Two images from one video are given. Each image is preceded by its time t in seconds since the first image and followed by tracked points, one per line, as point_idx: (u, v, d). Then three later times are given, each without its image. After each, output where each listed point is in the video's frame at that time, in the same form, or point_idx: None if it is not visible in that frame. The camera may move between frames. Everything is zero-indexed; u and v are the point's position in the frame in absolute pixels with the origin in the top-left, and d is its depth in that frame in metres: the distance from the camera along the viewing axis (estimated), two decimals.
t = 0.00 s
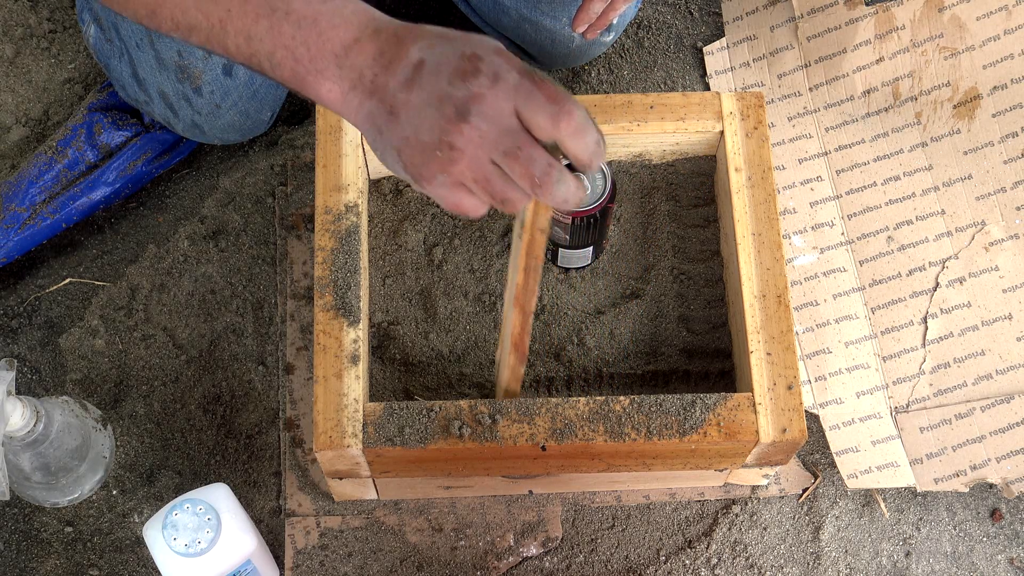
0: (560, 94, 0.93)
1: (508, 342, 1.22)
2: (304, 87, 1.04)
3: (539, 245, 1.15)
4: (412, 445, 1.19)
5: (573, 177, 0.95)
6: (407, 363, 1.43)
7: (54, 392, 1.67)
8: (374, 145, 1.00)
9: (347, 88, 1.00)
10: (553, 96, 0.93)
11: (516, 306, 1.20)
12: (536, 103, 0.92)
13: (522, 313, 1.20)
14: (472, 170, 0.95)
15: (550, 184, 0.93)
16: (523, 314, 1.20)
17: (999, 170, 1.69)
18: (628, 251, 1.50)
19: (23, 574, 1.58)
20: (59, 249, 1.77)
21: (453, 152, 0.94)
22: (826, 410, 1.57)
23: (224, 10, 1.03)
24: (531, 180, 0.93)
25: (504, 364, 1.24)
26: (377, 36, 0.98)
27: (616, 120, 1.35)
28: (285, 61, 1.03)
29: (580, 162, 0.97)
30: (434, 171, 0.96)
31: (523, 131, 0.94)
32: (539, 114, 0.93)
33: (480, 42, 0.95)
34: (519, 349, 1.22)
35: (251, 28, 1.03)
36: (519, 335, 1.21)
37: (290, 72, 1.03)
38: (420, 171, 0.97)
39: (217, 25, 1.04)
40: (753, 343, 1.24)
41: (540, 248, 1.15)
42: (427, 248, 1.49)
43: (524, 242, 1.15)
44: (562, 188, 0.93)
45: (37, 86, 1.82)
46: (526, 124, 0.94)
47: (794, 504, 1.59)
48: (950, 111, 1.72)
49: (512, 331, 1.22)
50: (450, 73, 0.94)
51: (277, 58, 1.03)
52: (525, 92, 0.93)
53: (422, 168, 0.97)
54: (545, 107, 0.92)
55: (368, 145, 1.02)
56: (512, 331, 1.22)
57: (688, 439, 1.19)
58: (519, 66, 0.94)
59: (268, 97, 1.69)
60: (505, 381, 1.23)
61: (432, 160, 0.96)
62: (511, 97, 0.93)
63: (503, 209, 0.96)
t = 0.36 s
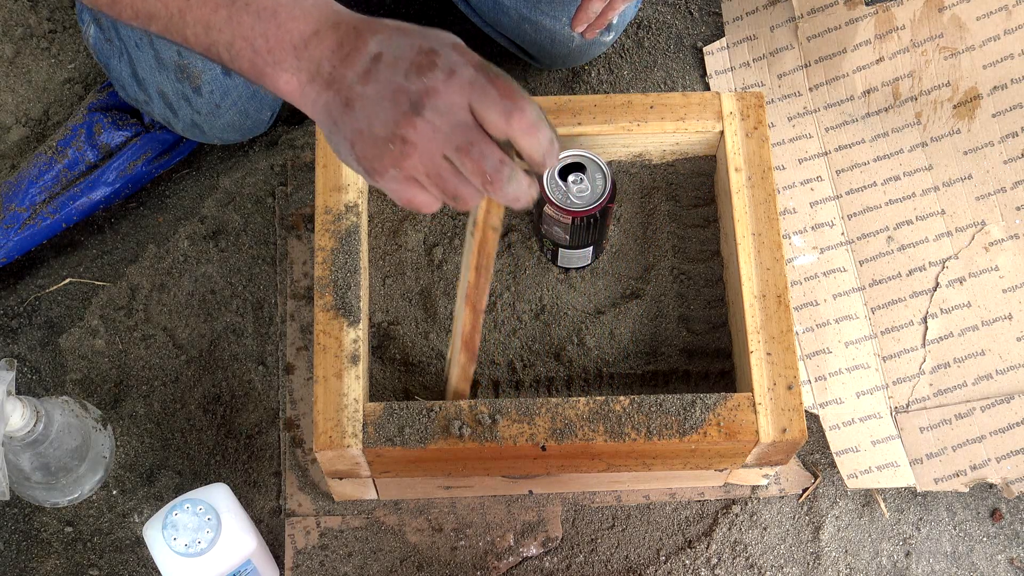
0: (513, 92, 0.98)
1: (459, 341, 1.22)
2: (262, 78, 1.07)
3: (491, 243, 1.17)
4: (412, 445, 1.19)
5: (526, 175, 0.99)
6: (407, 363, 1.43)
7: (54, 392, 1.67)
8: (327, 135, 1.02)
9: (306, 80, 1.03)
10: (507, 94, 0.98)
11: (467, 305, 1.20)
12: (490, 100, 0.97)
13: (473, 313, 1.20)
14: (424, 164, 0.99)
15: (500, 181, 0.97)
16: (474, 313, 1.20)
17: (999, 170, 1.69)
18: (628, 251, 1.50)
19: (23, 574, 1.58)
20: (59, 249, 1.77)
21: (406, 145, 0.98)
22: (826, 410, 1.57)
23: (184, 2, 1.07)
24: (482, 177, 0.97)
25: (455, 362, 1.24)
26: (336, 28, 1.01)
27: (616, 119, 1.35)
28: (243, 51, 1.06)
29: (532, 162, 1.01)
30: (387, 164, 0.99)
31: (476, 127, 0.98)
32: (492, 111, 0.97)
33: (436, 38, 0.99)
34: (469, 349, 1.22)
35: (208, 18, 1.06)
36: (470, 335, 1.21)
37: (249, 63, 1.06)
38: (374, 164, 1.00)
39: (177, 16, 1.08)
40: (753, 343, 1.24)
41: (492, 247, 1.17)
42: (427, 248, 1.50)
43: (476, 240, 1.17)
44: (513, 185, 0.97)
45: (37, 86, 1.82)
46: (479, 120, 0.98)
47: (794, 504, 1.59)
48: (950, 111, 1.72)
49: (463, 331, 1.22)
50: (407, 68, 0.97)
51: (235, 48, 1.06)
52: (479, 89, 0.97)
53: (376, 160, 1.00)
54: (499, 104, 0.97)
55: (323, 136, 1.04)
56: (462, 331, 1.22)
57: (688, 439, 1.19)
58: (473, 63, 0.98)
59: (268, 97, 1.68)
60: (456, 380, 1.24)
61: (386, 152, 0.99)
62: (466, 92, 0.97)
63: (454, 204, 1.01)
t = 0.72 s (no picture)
0: (471, 89, 0.98)
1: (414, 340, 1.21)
2: (222, 72, 1.07)
3: (447, 241, 1.11)
4: (412, 445, 1.19)
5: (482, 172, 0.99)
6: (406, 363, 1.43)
7: (54, 393, 1.67)
8: (285, 130, 1.03)
9: (265, 75, 1.04)
10: (464, 90, 0.98)
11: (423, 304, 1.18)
12: (446, 96, 0.98)
13: (428, 313, 1.18)
14: (380, 160, 0.99)
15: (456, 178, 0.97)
16: (429, 312, 1.19)
17: (999, 170, 1.69)
18: (628, 251, 1.50)
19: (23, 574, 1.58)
20: (59, 249, 1.76)
21: (362, 141, 0.98)
22: (826, 410, 1.57)
23: None
24: (438, 173, 0.97)
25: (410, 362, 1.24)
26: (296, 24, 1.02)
27: (616, 119, 1.35)
28: (203, 44, 1.06)
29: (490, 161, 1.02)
30: (343, 160, 1.00)
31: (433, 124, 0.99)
32: (449, 106, 0.98)
33: (395, 34, 1.00)
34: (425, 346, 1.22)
35: (170, 9, 1.06)
36: (424, 334, 1.21)
37: (209, 56, 1.07)
38: (330, 159, 1.00)
39: (139, 7, 1.08)
40: (752, 343, 1.24)
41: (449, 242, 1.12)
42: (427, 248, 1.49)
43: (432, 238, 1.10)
44: (469, 182, 0.97)
45: (37, 86, 1.82)
46: (436, 118, 0.98)
47: (794, 504, 1.59)
48: (950, 111, 1.72)
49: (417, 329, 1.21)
50: (364, 64, 0.98)
51: (197, 40, 1.06)
52: (436, 85, 0.97)
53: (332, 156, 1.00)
54: (455, 100, 0.98)
55: (283, 131, 1.05)
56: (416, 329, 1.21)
57: (688, 439, 1.19)
58: (431, 58, 0.99)
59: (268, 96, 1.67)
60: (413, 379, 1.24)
61: (341, 148, 0.99)
62: (422, 88, 0.97)
63: (411, 200, 1.01)
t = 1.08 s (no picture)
0: (447, 98, 0.98)
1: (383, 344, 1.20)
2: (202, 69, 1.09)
3: (419, 247, 1.12)
4: (412, 445, 1.19)
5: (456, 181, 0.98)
6: (406, 362, 1.43)
7: (54, 393, 1.67)
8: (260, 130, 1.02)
9: (240, 74, 1.05)
10: (442, 101, 0.97)
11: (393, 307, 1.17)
12: (423, 105, 0.97)
13: (399, 316, 1.18)
14: (353, 165, 0.98)
15: (430, 186, 0.96)
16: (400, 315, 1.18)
17: (998, 170, 1.69)
18: (628, 251, 1.50)
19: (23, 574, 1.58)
20: (59, 249, 1.76)
21: (336, 145, 0.97)
22: (826, 410, 1.57)
23: None
24: (411, 180, 0.96)
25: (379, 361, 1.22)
26: (275, 25, 1.03)
27: (616, 119, 1.35)
28: (179, 41, 1.09)
29: (465, 171, 1.02)
30: (316, 164, 0.98)
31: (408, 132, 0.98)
32: (424, 115, 0.97)
33: (374, 38, 0.99)
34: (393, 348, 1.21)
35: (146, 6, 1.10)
36: (395, 336, 1.20)
37: (185, 53, 1.10)
38: (303, 163, 0.99)
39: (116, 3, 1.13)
40: (752, 343, 1.24)
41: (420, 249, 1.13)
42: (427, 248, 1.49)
43: (404, 244, 1.11)
44: (443, 192, 0.96)
45: (37, 86, 1.82)
46: (412, 126, 0.97)
47: (794, 504, 1.59)
48: (950, 111, 1.72)
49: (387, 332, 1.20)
50: (340, 68, 0.97)
51: (172, 37, 1.10)
52: (413, 92, 0.97)
53: (305, 160, 0.99)
54: (431, 110, 0.97)
55: (259, 133, 1.05)
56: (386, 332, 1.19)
57: (688, 439, 1.19)
58: (410, 65, 0.98)
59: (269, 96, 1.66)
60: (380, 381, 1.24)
61: (315, 152, 0.98)
62: (398, 95, 0.96)
63: (383, 207, 1.00)
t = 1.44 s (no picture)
0: (436, 91, 0.97)
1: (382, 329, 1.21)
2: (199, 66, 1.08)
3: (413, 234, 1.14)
4: (412, 445, 1.19)
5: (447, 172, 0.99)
6: (407, 362, 1.43)
7: (54, 393, 1.67)
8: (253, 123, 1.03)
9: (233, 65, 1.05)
10: (430, 96, 0.96)
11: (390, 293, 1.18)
12: (411, 100, 0.96)
13: (396, 303, 1.19)
14: (344, 159, 0.99)
15: (420, 181, 0.97)
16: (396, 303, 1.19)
17: (999, 170, 1.69)
18: (628, 251, 1.50)
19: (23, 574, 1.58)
20: (59, 249, 1.76)
21: (327, 140, 0.98)
22: (826, 410, 1.57)
23: None
24: (401, 175, 0.97)
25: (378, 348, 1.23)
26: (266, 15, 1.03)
27: (616, 119, 1.35)
28: (172, 32, 1.09)
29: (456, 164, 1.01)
30: (309, 158, 1.00)
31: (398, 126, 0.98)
32: (413, 109, 0.96)
33: (364, 30, 0.98)
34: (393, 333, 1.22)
35: None
36: (393, 322, 1.21)
37: (179, 45, 1.10)
38: (296, 157, 1.01)
39: None
40: (752, 343, 1.24)
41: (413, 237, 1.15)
42: (427, 248, 1.49)
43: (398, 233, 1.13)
44: (435, 184, 0.98)
45: (37, 86, 1.82)
46: (401, 120, 0.97)
47: (794, 504, 1.59)
48: (950, 111, 1.72)
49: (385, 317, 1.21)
50: (329, 62, 0.97)
51: (166, 29, 1.10)
52: (401, 85, 0.96)
53: (298, 154, 1.00)
54: (419, 104, 0.96)
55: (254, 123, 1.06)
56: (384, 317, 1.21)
57: (688, 439, 1.19)
58: (398, 57, 0.97)
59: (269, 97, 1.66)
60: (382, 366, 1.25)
61: (307, 146, 0.99)
62: (386, 89, 0.96)
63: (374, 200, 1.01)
